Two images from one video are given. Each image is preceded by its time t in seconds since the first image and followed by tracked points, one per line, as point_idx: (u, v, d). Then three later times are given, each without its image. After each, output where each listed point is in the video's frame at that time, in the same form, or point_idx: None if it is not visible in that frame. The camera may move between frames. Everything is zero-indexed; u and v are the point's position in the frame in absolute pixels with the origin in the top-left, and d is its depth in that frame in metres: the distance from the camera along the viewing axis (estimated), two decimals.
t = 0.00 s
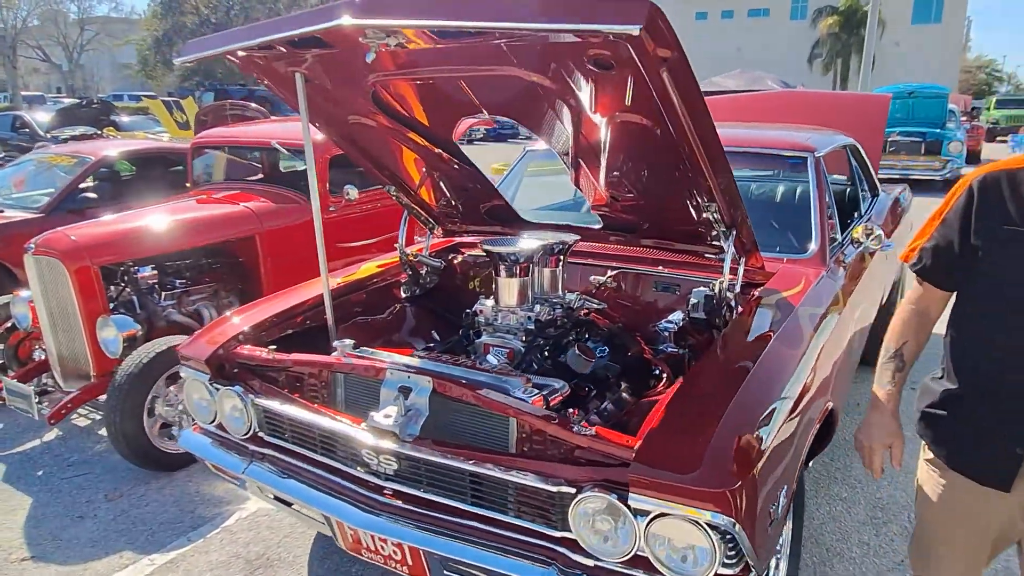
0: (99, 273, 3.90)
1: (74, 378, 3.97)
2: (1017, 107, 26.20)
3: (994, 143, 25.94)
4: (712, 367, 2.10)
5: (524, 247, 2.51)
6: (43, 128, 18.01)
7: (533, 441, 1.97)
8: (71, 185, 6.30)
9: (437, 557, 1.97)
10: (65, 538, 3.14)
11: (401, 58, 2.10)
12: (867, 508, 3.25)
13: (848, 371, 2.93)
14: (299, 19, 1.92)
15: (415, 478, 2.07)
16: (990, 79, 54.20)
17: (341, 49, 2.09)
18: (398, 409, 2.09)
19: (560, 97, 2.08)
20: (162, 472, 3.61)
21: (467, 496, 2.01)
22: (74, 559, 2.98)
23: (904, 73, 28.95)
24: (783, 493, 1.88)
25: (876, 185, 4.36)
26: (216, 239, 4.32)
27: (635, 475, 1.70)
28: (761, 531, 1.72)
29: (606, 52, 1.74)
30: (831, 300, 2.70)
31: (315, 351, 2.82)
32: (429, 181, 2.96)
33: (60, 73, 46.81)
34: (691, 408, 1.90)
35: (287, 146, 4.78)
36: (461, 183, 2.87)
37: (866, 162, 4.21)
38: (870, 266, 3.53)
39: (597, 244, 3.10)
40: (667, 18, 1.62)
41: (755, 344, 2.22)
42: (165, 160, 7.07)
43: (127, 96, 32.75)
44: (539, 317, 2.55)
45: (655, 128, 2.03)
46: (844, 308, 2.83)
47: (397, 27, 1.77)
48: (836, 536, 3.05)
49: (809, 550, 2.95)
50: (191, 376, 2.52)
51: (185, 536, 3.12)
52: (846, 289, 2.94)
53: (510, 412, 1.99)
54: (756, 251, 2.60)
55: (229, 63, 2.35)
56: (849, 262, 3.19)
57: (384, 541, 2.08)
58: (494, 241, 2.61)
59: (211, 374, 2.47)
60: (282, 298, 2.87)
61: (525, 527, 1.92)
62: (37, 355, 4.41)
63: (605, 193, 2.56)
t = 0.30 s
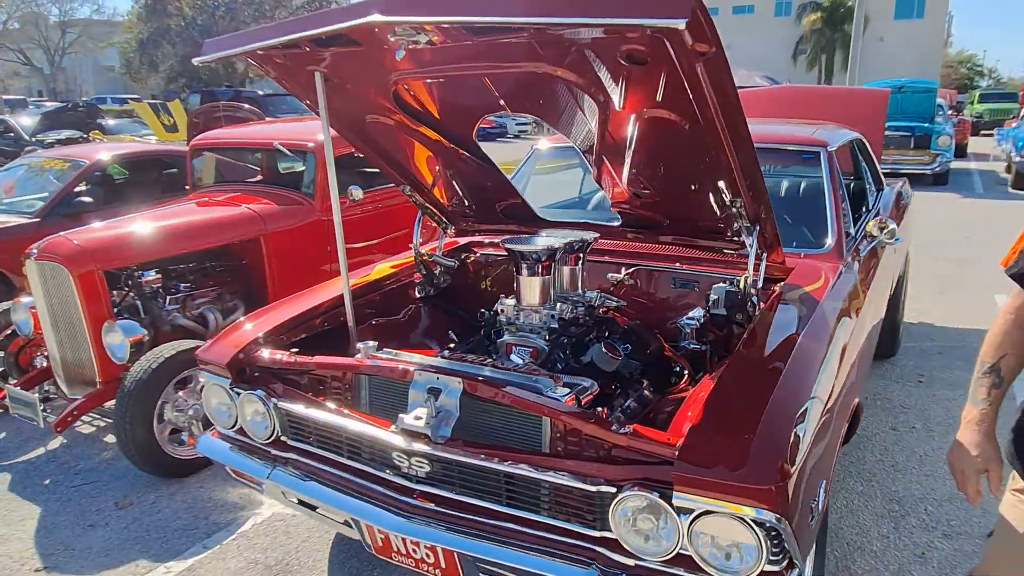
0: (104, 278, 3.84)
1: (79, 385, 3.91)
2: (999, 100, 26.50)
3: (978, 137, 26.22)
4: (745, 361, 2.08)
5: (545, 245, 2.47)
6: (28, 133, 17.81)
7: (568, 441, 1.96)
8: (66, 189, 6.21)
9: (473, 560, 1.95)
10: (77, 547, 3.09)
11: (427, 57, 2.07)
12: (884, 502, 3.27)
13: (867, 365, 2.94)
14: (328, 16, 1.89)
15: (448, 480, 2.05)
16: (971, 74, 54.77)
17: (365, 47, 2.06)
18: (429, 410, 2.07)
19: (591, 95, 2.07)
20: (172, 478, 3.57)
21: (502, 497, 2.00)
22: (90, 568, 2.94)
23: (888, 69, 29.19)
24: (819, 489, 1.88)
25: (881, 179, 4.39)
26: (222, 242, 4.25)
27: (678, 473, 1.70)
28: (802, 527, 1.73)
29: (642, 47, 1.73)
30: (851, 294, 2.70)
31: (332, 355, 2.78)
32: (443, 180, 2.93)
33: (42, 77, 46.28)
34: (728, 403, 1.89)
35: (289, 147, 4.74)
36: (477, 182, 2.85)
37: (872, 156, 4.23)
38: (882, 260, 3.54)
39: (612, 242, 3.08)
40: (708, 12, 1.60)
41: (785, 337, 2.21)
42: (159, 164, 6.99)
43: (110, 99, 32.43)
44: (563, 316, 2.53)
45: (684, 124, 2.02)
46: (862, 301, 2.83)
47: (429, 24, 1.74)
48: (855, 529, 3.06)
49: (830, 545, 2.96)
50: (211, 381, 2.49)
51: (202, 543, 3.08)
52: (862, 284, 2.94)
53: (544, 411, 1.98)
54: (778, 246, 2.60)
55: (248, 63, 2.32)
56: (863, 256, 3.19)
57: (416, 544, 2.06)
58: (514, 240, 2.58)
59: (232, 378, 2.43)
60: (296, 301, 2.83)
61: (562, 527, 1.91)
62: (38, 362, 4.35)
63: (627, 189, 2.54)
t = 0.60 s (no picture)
0: (102, 276, 3.73)
1: (76, 385, 3.82)
2: (987, 97, 26.64)
3: (967, 133, 26.37)
4: (778, 358, 2.02)
5: (565, 243, 2.41)
6: (15, 127, 17.55)
7: (598, 443, 1.90)
8: (59, 184, 6.08)
9: (499, 567, 1.89)
10: (79, 553, 3.00)
11: (450, 48, 2.00)
12: (901, 501, 3.23)
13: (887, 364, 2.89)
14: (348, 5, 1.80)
15: (473, 484, 1.98)
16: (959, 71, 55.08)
17: (384, 37, 1.98)
18: (452, 413, 2.01)
19: (620, 87, 2.00)
20: (174, 482, 3.49)
21: (530, 503, 1.93)
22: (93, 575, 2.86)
23: (879, 65, 29.28)
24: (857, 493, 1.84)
25: (890, 175, 4.35)
26: (223, 238, 4.15)
27: (719, 479, 1.64)
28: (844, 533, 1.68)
29: (679, 38, 1.67)
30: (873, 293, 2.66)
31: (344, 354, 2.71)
32: (456, 177, 2.84)
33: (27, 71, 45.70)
34: (764, 404, 1.84)
35: (289, 142, 4.64)
36: (491, 179, 2.77)
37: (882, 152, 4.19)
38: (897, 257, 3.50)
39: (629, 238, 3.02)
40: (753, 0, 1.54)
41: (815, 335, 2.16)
42: (151, 159, 6.86)
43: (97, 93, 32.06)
44: (584, 315, 2.47)
45: (717, 117, 1.95)
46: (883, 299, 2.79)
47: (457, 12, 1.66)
48: (873, 529, 3.02)
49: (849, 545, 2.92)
50: (222, 382, 2.41)
51: (208, 548, 3.01)
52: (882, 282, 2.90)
53: (573, 413, 1.91)
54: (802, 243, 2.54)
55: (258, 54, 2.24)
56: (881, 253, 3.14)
57: (438, 551, 1.99)
58: (533, 236, 2.52)
59: (243, 380, 2.35)
60: (305, 300, 2.74)
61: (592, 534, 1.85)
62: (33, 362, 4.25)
63: (649, 186, 2.47)
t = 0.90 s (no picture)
0: (100, 273, 3.57)
1: (73, 387, 3.67)
2: (981, 97, 26.73)
3: (960, 134, 26.43)
4: (831, 362, 1.90)
5: (595, 241, 2.29)
6: (4, 122, 17.31)
7: (642, 456, 1.78)
8: (52, 178, 5.90)
9: None
10: (77, 564, 2.86)
11: (485, 31, 1.87)
12: (931, 510, 3.13)
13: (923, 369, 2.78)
14: None
15: (507, 498, 1.85)
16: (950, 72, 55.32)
17: (414, 20, 1.85)
18: (483, 423, 1.89)
19: (666, 77, 1.88)
20: (176, 488, 3.35)
21: (569, 519, 1.81)
22: None
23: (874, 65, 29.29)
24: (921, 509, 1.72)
25: (911, 173, 4.25)
26: (226, 234, 4.00)
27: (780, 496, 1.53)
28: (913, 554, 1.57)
29: (740, 21, 1.56)
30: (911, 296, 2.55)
31: (359, 357, 2.58)
32: (477, 173, 2.71)
33: (15, 64, 45.16)
34: (823, 412, 1.72)
35: (293, 136, 4.49)
36: (514, 174, 2.64)
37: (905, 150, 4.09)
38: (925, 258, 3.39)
39: (655, 238, 2.90)
40: None
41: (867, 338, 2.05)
42: (146, 153, 6.69)
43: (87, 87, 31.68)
44: (616, 317, 2.34)
45: (768, 108, 1.84)
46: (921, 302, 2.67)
47: None
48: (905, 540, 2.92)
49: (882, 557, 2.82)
50: (234, 387, 2.28)
51: (214, 559, 2.87)
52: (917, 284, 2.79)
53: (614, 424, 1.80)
54: (842, 244, 2.42)
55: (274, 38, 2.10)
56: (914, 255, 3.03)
57: (469, 570, 1.86)
58: (562, 235, 2.41)
59: (257, 385, 2.22)
60: (318, 301, 2.60)
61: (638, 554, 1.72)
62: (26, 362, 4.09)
63: (684, 183, 2.35)
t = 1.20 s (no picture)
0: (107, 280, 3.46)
1: (78, 398, 3.54)
2: (978, 99, 26.77)
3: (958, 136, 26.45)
4: (899, 373, 1.78)
5: (636, 250, 2.19)
6: None
7: (700, 482, 1.68)
8: (52, 181, 5.77)
9: None
10: None
11: (529, 29, 1.75)
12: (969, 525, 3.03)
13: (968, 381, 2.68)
14: None
15: (555, 526, 1.74)
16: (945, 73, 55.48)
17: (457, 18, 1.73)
18: (528, 445, 1.78)
19: (722, 76, 1.77)
20: (186, 504, 3.22)
21: (623, 548, 1.69)
22: None
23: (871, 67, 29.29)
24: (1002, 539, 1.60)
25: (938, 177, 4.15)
26: (235, 239, 3.88)
27: (860, 530, 1.41)
28: None
29: (812, 16, 1.47)
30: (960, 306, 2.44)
31: (383, 371, 2.45)
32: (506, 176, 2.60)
33: (8, 63, 44.82)
34: (897, 430, 1.60)
35: (303, 138, 4.37)
36: (546, 177, 2.53)
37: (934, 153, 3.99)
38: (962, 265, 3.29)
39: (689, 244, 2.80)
40: None
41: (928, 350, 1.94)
42: (147, 154, 6.55)
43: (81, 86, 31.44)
44: (657, 329, 2.23)
45: (830, 109, 1.75)
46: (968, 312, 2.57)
47: None
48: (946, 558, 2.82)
49: None
50: (256, 405, 2.16)
51: None
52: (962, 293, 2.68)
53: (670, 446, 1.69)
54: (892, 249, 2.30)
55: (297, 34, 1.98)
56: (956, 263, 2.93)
57: None
58: (601, 243, 2.30)
59: (282, 403, 2.10)
60: (338, 313, 2.47)
61: None
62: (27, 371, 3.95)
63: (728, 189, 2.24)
